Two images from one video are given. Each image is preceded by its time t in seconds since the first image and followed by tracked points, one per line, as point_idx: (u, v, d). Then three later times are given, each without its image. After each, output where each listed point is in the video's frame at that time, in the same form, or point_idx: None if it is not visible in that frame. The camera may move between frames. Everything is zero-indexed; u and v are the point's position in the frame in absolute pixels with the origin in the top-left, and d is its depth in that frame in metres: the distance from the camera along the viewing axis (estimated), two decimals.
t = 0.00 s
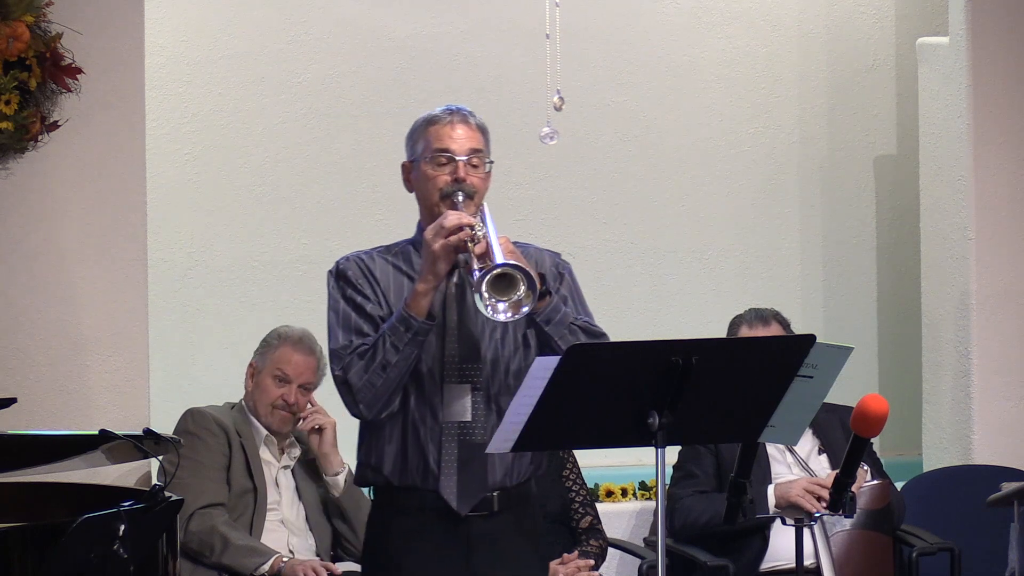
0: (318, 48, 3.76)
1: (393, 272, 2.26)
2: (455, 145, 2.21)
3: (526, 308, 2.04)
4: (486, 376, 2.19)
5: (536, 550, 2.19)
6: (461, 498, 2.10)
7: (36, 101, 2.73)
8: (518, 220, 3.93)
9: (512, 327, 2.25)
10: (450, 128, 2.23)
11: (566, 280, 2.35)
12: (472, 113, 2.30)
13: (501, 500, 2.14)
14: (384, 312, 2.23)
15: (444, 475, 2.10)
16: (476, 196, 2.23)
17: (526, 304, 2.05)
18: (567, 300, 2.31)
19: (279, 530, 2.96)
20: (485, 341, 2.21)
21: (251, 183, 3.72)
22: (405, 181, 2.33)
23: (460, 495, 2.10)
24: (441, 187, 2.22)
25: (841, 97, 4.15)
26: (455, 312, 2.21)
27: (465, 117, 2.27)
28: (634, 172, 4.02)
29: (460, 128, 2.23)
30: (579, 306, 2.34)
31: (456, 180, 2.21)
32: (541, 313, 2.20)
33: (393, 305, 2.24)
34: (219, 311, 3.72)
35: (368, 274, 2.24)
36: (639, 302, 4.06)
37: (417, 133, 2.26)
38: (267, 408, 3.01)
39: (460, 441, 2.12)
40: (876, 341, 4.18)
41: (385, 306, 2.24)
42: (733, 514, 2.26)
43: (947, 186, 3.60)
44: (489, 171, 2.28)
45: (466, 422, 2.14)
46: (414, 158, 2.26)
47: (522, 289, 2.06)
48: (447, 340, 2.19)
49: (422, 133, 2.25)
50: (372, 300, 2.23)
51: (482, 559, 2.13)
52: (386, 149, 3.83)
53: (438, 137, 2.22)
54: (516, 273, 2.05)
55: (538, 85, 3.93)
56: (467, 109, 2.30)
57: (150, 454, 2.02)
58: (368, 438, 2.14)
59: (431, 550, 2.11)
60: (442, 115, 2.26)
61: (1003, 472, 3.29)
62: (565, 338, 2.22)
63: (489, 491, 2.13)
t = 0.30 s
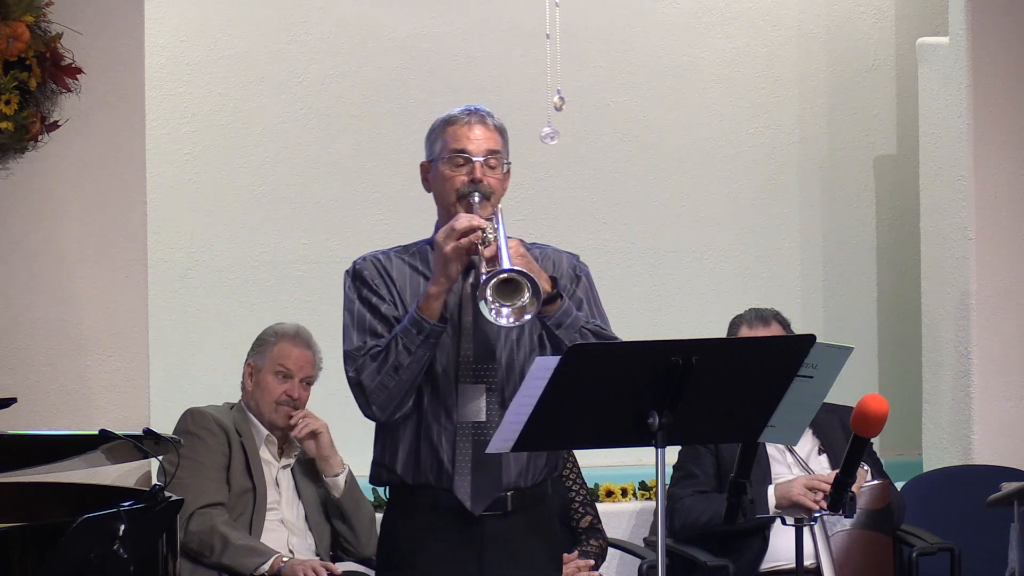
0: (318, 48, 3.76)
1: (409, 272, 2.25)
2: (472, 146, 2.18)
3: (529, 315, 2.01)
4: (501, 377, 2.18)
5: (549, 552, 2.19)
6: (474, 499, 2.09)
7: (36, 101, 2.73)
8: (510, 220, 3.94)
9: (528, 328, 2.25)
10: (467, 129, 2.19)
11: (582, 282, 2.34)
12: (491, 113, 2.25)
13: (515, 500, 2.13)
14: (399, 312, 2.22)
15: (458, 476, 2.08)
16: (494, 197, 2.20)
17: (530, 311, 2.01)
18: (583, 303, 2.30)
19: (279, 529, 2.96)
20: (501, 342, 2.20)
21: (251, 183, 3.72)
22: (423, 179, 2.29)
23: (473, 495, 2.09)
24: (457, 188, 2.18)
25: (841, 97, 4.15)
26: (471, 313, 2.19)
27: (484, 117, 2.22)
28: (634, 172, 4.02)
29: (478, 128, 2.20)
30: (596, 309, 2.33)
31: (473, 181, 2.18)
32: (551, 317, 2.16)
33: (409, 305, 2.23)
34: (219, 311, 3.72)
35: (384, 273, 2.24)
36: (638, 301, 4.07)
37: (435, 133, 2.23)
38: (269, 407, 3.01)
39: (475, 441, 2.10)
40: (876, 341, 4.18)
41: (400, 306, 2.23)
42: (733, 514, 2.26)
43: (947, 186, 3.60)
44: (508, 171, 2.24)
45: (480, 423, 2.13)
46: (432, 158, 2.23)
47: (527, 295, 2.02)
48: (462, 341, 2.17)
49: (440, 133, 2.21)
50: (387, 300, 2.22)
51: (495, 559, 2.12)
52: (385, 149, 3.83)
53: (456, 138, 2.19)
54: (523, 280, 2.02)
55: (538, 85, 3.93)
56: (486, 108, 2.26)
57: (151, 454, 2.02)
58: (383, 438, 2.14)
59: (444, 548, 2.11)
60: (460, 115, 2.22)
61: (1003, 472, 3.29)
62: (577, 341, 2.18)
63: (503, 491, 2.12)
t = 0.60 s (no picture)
0: (317, 47, 3.76)
1: (421, 270, 2.26)
2: (489, 146, 2.18)
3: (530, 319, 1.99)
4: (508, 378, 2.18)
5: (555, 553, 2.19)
6: (478, 498, 2.09)
7: (36, 101, 2.73)
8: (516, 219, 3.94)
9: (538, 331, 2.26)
10: (485, 129, 2.19)
11: (594, 286, 2.34)
12: (510, 115, 2.25)
13: (519, 499, 2.14)
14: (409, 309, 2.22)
15: (462, 475, 2.09)
16: (508, 198, 2.20)
17: (532, 314, 1.99)
18: (594, 306, 2.30)
19: (279, 529, 2.96)
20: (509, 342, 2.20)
21: (251, 182, 3.72)
22: (439, 178, 2.30)
23: (477, 495, 2.09)
24: (472, 188, 2.19)
25: (841, 97, 4.15)
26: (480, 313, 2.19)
27: (501, 118, 2.22)
28: (634, 172, 4.02)
29: (494, 129, 2.20)
30: (607, 312, 2.33)
31: (488, 181, 2.18)
32: (558, 321, 2.15)
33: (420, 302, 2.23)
34: (219, 311, 3.72)
35: (395, 271, 2.25)
36: (638, 302, 4.07)
37: (453, 132, 2.23)
38: (271, 410, 3.00)
39: (480, 442, 2.10)
40: (876, 341, 4.18)
41: (411, 303, 2.23)
42: (733, 514, 2.26)
43: (947, 186, 3.60)
44: (524, 173, 2.24)
45: (487, 423, 2.12)
46: (448, 157, 2.24)
47: (531, 298, 2.01)
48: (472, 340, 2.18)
49: (457, 133, 2.22)
50: (397, 297, 2.22)
51: (498, 559, 2.12)
52: (385, 149, 3.83)
53: (472, 138, 2.19)
54: (527, 282, 2.00)
55: (538, 85, 3.93)
56: (504, 109, 2.26)
57: (151, 454, 2.02)
58: (391, 435, 2.16)
59: (448, 548, 2.11)
60: (478, 116, 2.22)
61: (1003, 472, 3.29)
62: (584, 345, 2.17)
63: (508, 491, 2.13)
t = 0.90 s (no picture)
0: (317, 47, 3.76)
1: (430, 267, 2.26)
2: (508, 149, 2.18)
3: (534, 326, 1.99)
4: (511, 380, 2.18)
5: (552, 553, 2.19)
6: (474, 499, 2.08)
7: (36, 101, 2.73)
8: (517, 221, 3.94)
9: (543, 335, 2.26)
10: (506, 131, 2.20)
11: (602, 295, 2.35)
12: (533, 119, 2.26)
13: (517, 500, 2.14)
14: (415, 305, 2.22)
15: (459, 475, 2.08)
16: (524, 202, 2.20)
17: (537, 322, 1.99)
18: (599, 316, 2.30)
19: (279, 529, 2.96)
20: (514, 344, 2.20)
21: (251, 182, 3.72)
22: (457, 176, 2.30)
23: (473, 495, 2.08)
24: (489, 190, 2.19)
25: (841, 97, 4.15)
26: (487, 314, 2.19)
27: (524, 122, 2.23)
28: (634, 172, 4.02)
29: (516, 131, 2.20)
30: (612, 323, 2.33)
31: (505, 184, 2.18)
32: (564, 329, 2.16)
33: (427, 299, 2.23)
34: (220, 311, 3.72)
35: (405, 266, 2.25)
36: (638, 302, 4.07)
37: (474, 131, 2.24)
38: (272, 410, 3.00)
39: (479, 443, 2.10)
40: (876, 341, 4.18)
41: (418, 299, 2.23)
42: (733, 514, 2.26)
43: (948, 186, 3.60)
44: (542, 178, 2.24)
45: (486, 424, 2.12)
46: (468, 156, 2.24)
47: (538, 304, 2.00)
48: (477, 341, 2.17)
49: (478, 132, 2.22)
50: (405, 293, 2.22)
51: (497, 559, 2.12)
52: (385, 149, 3.83)
53: (493, 139, 2.19)
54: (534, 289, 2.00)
55: (538, 85, 3.93)
56: (527, 113, 2.26)
57: (151, 454, 2.02)
58: (389, 430, 2.16)
59: (447, 546, 2.11)
60: (501, 117, 2.23)
61: (1003, 472, 3.29)
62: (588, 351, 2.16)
63: (505, 491, 2.13)
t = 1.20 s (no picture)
0: (317, 47, 3.76)
1: (435, 266, 2.26)
2: (517, 150, 2.18)
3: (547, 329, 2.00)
4: (512, 382, 2.17)
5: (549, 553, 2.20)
6: (472, 499, 2.08)
7: (36, 101, 2.73)
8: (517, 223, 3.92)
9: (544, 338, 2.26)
10: (515, 133, 2.20)
11: (604, 301, 2.34)
12: (543, 122, 2.26)
13: (516, 500, 2.14)
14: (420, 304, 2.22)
15: (458, 475, 2.08)
16: (531, 205, 2.20)
17: (549, 325, 2.00)
18: (602, 321, 2.29)
19: (279, 529, 2.96)
20: (516, 346, 2.20)
21: (251, 182, 3.72)
22: (466, 176, 2.30)
23: (472, 496, 2.08)
24: (497, 190, 2.19)
25: (841, 97, 4.15)
26: (491, 315, 2.19)
27: (535, 125, 2.23)
28: (634, 171, 4.02)
29: (526, 133, 2.20)
30: (613, 328, 2.33)
31: (514, 186, 2.18)
32: (569, 333, 2.16)
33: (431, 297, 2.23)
34: (220, 311, 3.72)
35: (410, 263, 2.25)
36: (638, 302, 4.07)
37: (484, 132, 2.24)
38: (273, 409, 3.00)
39: (480, 442, 2.10)
40: (876, 341, 4.18)
41: (422, 298, 2.23)
42: (733, 514, 2.26)
43: (947, 186, 3.60)
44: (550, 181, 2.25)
45: (487, 424, 2.11)
46: (477, 156, 2.24)
47: (551, 308, 2.01)
48: (479, 341, 2.17)
49: (488, 133, 2.23)
50: (409, 290, 2.22)
51: (496, 558, 2.13)
52: (385, 150, 3.83)
53: (502, 141, 2.20)
54: (547, 292, 2.00)
55: (538, 85, 3.92)
56: (539, 116, 2.27)
57: (151, 454, 2.02)
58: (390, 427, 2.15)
59: (445, 546, 2.12)
60: (512, 119, 2.23)
61: (1003, 472, 3.29)
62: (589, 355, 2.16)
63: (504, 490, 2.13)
